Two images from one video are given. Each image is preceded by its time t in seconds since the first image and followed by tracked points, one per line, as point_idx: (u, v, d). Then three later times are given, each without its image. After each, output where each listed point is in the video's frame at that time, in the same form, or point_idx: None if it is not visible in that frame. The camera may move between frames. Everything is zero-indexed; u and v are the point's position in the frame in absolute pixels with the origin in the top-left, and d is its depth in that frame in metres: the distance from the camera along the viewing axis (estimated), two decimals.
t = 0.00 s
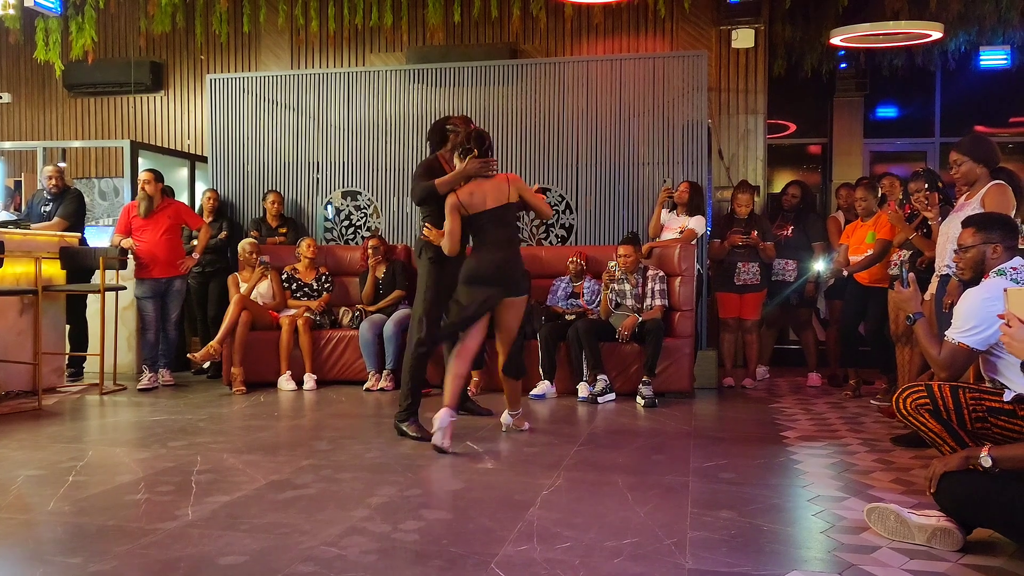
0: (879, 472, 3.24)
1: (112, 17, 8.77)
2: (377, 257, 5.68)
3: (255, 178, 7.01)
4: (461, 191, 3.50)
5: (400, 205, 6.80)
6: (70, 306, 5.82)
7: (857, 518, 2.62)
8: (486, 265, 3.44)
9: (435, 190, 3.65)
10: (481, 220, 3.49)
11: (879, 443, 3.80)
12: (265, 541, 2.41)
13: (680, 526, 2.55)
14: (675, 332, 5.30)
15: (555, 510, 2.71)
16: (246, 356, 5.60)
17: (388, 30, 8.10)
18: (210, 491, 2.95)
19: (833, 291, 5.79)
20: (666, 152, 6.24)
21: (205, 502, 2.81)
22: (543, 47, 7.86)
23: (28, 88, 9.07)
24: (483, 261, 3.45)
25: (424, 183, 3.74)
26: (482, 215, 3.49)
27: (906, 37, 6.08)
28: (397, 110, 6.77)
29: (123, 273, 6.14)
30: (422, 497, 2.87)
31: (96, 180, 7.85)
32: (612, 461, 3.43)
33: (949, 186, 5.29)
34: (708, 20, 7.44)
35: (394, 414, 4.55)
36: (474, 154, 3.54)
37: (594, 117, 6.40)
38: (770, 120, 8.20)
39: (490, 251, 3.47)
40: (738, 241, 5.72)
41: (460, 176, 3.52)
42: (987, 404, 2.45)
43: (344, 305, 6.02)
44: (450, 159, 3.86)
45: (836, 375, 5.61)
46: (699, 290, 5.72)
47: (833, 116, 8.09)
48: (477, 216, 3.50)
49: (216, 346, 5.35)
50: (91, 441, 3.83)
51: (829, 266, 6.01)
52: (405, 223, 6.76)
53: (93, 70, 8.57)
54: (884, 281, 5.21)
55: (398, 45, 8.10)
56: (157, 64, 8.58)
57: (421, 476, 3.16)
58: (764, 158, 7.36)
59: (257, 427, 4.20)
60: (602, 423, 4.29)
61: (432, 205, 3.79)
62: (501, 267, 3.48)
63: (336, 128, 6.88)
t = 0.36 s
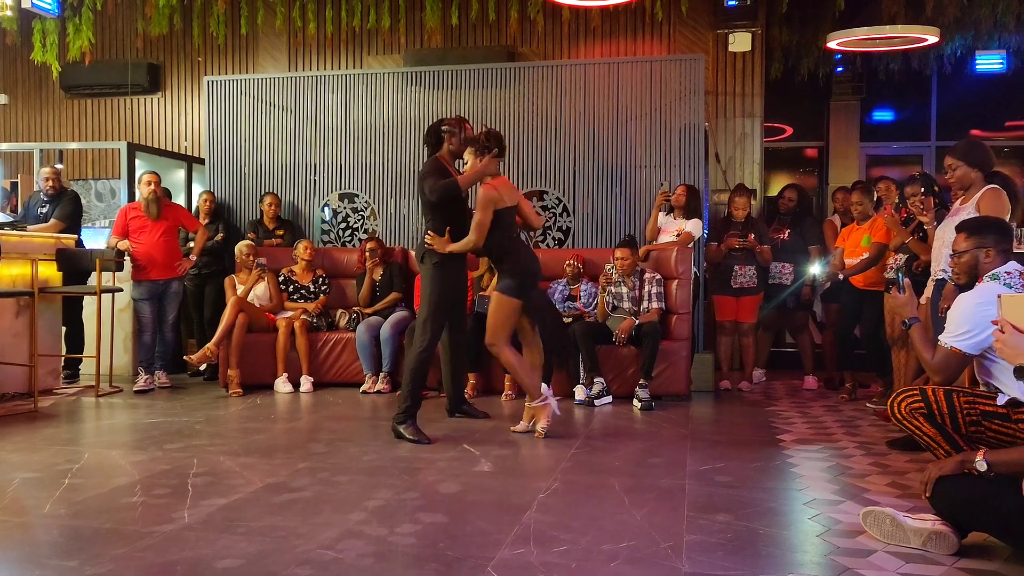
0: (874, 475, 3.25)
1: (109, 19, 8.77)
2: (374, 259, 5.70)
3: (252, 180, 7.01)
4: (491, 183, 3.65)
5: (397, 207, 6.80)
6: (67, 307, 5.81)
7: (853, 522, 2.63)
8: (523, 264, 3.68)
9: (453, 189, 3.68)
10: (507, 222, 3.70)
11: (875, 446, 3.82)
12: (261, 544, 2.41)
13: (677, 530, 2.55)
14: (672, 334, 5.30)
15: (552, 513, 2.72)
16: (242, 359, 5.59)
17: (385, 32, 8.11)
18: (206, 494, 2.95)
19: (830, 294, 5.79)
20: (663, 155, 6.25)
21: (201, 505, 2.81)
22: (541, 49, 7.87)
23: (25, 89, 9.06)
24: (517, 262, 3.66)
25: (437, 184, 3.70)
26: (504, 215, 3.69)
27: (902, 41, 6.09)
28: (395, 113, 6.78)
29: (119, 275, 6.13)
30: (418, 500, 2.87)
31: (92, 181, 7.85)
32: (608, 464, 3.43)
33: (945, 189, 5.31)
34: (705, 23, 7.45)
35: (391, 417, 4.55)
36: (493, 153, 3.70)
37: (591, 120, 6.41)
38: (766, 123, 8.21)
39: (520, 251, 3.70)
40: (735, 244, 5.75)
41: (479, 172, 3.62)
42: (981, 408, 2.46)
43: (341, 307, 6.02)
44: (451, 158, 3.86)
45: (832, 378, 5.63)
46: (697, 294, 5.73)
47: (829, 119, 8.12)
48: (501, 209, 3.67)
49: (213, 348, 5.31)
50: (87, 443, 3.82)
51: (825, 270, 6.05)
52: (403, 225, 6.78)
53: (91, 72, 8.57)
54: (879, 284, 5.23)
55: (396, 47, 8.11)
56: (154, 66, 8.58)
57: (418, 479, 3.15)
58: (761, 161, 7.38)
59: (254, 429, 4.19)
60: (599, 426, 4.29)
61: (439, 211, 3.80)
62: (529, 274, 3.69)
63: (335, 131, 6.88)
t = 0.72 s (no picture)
0: (873, 477, 3.25)
1: (107, 21, 8.76)
2: (378, 261, 5.74)
3: (251, 181, 7.01)
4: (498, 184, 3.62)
5: (395, 208, 6.80)
6: (65, 309, 5.81)
7: (852, 524, 2.63)
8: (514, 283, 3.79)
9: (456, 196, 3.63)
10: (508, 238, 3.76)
11: (874, 448, 3.82)
12: (259, 546, 2.41)
13: (675, 532, 2.55)
14: (670, 336, 5.30)
15: (550, 515, 2.71)
16: (241, 361, 5.58)
17: (384, 34, 8.11)
18: (205, 496, 2.95)
19: (828, 296, 5.79)
20: (662, 156, 6.25)
21: (199, 508, 2.80)
22: (539, 51, 7.87)
23: (23, 91, 9.05)
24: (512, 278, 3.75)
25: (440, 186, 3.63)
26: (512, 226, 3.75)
27: (900, 43, 6.10)
28: (393, 114, 6.78)
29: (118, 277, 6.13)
30: (417, 503, 2.86)
31: (90, 183, 7.84)
32: (607, 466, 3.42)
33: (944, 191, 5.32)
34: (704, 26, 7.45)
35: (389, 418, 4.54)
36: (498, 156, 3.69)
37: (590, 121, 6.41)
38: (765, 124, 8.22)
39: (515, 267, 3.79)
40: (733, 246, 5.76)
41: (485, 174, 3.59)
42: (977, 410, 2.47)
43: (339, 309, 6.02)
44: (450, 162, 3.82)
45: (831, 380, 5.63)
46: (695, 295, 5.73)
47: (828, 120, 8.13)
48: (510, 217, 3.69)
49: (211, 350, 5.30)
50: (85, 446, 3.82)
51: (823, 271, 6.06)
52: (400, 226, 6.78)
53: (89, 74, 8.57)
54: (878, 286, 5.22)
55: (395, 49, 8.11)
56: (153, 68, 8.58)
57: (416, 482, 3.15)
58: (759, 163, 7.38)
59: (252, 431, 4.19)
60: (597, 428, 4.28)
61: (438, 214, 3.76)
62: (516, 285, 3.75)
63: (333, 132, 6.87)
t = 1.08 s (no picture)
0: (873, 478, 3.25)
1: (106, 22, 8.76)
2: (383, 262, 5.69)
3: (250, 182, 7.01)
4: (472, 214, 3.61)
5: (394, 208, 6.79)
6: (64, 310, 5.81)
7: (852, 525, 2.63)
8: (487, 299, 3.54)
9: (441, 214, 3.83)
10: (485, 253, 3.59)
11: (874, 448, 3.82)
12: (259, 548, 2.40)
13: (675, 533, 2.55)
14: (670, 337, 5.30)
15: (550, 516, 2.71)
16: (240, 362, 5.58)
17: (383, 34, 8.12)
18: (204, 498, 2.94)
19: (827, 296, 5.79)
20: (661, 157, 6.25)
21: (198, 509, 2.80)
22: (538, 52, 7.87)
23: (22, 91, 9.04)
24: (483, 289, 3.53)
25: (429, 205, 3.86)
26: (489, 247, 3.60)
27: (899, 43, 6.10)
28: (392, 115, 6.77)
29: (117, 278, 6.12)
30: (416, 504, 2.86)
31: (89, 184, 7.84)
32: (606, 467, 3.42)
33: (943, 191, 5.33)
34: (703, 26, 7.45)
35: (388, 419, 4.54)
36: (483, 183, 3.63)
37: (589, 121, 6.41)
38: (764, 125, 8.22)
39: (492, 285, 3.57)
40: (733, 246, 5.75)
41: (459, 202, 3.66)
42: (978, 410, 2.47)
43: (338, 310, 6.01)
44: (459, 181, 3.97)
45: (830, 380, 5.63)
46: (694, 296, 5.73)
47: (827, 121, 8.13)
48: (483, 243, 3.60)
49: (210, 351, 5.29)
50: (84, 447, 3.81)
51: (823, 272, 6.05)
52: (399, 227, 6.78)
53: (88, 75, 8.57)
54: (878, 286, 5.22)
55: (394, 49, 8.12)
56: (152, 69, 8.58)
57: (416, 483, 3.14)
58: (759, 164, 7.38)
59: (251, 432, 4.18)
60: (597, 428, 4.28)
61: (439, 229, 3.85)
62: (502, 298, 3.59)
63: (332, 134, 6.87)
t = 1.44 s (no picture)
0: (872, 479, 3.25)
1: (105, 23, 8.75)
2: (386, 262, 5.64)
3: (248, 183, 7.00)
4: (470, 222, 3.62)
5: (393, 209, 6.79)
6: (62, 311, 5.79)
7: (851, 526, 2.62)
8: (484, 304, 3.55)
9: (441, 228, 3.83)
10: (481, 263, 3.60)
11: (873, 449, 3.82)
12: (257, 550, 2.40)
13: (674, 534, 2.55)
14: (668, 337, 5.30)
15: (549, 518, 2.71)
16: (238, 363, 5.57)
17: (382, 35, 8.11)
18: (203, 499, 2.94)
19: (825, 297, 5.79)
20: (660, 157, 6.25)
21: (197, 511, 2.79)
22: (537, 52, 7.87)
23: (20, 93, 9.03)
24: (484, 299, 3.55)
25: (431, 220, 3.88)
26: (486, 257, 3.60)
27: (898, 43, 6.10)
28: (391, 116, 6.77)
29: (115, 279, 6.11)
30: (415, 505, 2.86)
31: (88, 185, 7.84)
32: (606, 468, 3.42)
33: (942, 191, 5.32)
34: (701, 26, 7.45)
35: (387, 421, 4.54)
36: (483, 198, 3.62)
37: (587, 122, 6.41)
38: (763, 125, 8.21)
39: (488, 290, 3.58)
40: (732, 247, 5.73)
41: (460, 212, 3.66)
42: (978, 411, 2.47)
43: (337, 311, 6.01)
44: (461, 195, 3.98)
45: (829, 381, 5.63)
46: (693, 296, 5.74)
47: (826, 122, 8.13)
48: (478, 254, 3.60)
49: (209, 352, 5.27)
50: (83, 449, 3.81)
51: (822, 273, 6.05)
52: (398, 228, 6.78)
53: (86, 75, 8.56)
54: (877, 287, 5.22)
55: (392, 50, 8.11)
56: (151, 69, 8.57)
57: (414, 485, 3.14)
58: (758, 164, 7.38)
59: (250, 434, 4.18)
60: (596, 430, 4.28)
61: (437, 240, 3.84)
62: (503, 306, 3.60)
63: (331, 135, 6.87)
